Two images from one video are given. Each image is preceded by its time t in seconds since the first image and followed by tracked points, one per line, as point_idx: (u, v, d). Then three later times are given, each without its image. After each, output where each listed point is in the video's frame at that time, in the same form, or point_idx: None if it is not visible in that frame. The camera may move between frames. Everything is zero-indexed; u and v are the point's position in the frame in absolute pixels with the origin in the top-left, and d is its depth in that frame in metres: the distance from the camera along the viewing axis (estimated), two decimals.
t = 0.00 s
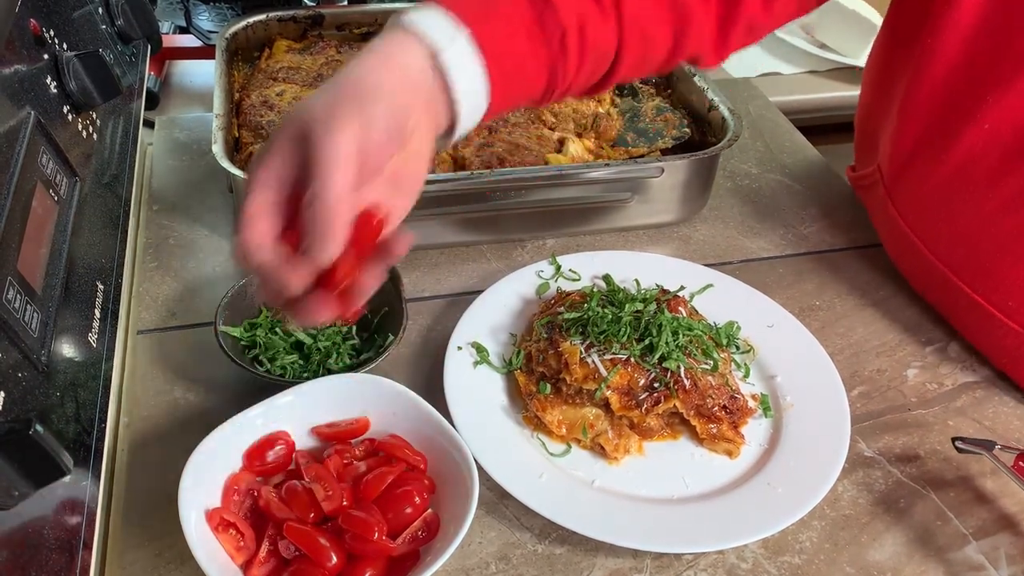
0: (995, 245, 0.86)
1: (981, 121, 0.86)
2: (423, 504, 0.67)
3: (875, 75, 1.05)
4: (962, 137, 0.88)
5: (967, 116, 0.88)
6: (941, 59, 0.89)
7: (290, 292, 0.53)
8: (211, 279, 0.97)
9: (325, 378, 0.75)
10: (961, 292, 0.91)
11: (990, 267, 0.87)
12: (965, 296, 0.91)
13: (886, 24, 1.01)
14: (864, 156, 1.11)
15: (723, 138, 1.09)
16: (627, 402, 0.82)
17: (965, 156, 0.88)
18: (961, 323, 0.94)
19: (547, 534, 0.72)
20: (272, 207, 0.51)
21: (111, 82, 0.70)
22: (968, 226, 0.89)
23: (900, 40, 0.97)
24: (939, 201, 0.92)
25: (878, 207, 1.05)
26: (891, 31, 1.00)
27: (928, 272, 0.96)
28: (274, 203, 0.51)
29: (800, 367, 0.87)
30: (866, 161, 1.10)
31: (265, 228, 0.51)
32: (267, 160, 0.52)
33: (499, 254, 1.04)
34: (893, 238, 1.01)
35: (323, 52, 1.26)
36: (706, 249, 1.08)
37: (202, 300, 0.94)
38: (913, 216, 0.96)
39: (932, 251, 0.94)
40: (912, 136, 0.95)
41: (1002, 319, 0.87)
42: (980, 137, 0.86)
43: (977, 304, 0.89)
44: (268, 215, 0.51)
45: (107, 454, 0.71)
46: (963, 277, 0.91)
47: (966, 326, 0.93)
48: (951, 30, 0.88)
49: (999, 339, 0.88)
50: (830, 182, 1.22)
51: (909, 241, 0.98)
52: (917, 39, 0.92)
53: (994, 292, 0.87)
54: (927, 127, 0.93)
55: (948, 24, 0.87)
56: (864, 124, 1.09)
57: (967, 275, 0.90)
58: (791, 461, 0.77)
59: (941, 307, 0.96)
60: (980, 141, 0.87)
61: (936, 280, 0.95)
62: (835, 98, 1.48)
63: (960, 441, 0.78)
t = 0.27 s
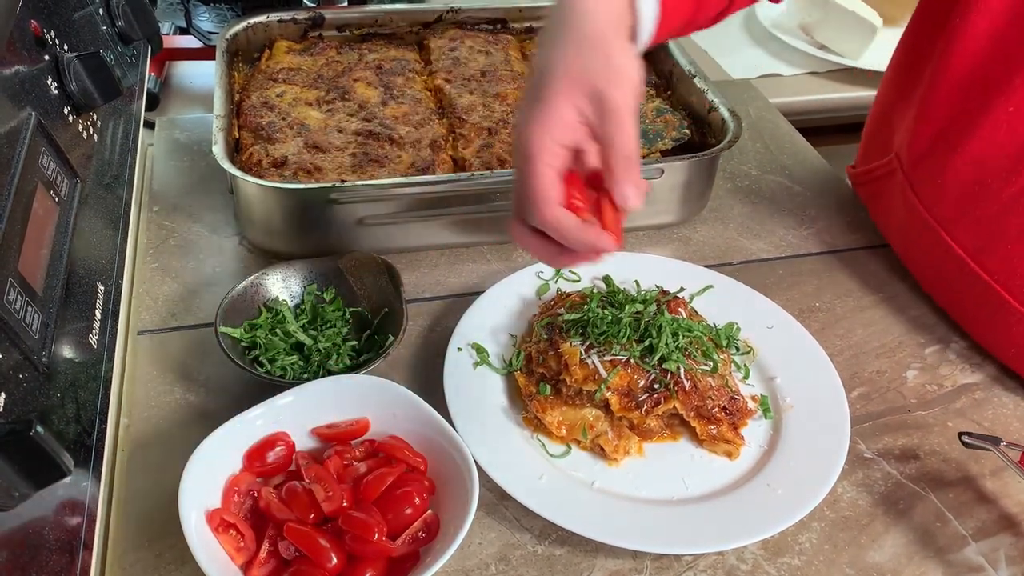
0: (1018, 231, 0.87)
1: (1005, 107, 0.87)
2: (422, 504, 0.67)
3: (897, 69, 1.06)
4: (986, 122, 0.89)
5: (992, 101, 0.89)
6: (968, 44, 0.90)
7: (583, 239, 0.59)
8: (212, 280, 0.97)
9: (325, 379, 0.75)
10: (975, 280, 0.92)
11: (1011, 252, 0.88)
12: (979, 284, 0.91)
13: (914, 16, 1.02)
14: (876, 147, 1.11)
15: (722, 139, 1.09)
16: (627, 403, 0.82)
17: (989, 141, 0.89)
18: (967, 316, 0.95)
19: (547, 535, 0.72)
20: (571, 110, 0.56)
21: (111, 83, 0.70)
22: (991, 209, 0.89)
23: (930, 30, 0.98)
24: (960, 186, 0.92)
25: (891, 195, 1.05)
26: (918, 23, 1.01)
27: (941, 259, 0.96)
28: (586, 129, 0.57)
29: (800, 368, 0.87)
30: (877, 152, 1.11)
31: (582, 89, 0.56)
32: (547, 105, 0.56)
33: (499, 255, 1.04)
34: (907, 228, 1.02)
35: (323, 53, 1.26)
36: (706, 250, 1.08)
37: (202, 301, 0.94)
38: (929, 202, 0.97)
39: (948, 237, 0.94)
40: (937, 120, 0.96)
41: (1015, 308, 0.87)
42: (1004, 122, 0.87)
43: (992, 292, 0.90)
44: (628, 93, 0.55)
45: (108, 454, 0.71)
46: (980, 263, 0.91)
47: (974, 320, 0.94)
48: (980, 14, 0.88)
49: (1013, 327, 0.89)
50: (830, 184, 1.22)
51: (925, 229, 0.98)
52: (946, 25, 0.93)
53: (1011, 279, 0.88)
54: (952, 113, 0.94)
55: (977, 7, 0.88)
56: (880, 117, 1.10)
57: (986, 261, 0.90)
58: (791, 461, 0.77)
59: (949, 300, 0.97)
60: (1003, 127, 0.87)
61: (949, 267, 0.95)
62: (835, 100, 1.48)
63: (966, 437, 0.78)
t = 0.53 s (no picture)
0: None
1: None
2: (422, 505, 0.67)
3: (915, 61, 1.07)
4: (1007, 110, 0.90)
5: (1016, 88, 0.89)
6: (994, 31, 0.91)
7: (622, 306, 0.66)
8: (211, 280, 0.97)
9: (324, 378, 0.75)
10: (984, 267, 0.93)
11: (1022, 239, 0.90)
12: (987, 272, 0.93)
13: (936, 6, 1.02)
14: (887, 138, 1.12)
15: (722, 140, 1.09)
16: (627, 403, 0.82)
17: (1010, 129, 0.89)
18: (971, 309, 0.96)
19: (547, 535, 0.72)
20: (671, 190, 0.60)
21: (111, 83, 0.70)
22: (1006, 197, 0.90)
23: (953, 19, 0.99)
24: (975, 174, 0.93)
25: (902, 183, 1.06)
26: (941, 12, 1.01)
27: (950, 247, 0.97)
28: (669, 212, 0.64)
29: (800, 368, 0.87)
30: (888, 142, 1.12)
31: (682, 179, 0.61)
32: (657, 180, 0.59)
33: (499, 256, 1.04)
34: (917, 217, 1.03)
35: (323, 53, 1.26)
36: (706, 251, 1.08)
37: (202, 301, 0.94)
38: (942, 190, 0.98)
39: (959, 224, 0.95)
40: (955, 108, 0.96)
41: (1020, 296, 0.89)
42: None
43: (999, 279, 0.91)
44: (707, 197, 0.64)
45: (107, 454, 0.71)
46: (991, 250, 0.93)
47: (977, 313, 0.95)
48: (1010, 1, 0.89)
49: (1014, 316, 0.90)
50: (829, 184, 1.22)
51: (936, 216, 0.99)
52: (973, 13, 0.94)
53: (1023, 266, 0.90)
54: (972, 100, 0.94)
55: None
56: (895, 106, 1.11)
57: (996, 247, 0.92)
58: (791, 461, 0.77)
59: (955, 291, 0.98)
60: None
61: (957, 255, 0.97)
62: (835, 100, 1.48)
63: (973, 432, 0.78)
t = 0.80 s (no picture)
0: None
1: None
2: (422, 503, 0.67)
3: (915, 57, 1.07)
4: (1009, 107, 0.90)
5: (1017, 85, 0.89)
6: (997, 28, 0.90)
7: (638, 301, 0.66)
8: (211, 279, 0.97)
9: (324, 377, 0.75)
10: (985, 265, 0.93)
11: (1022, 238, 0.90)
12: (987, 270, 0.93)
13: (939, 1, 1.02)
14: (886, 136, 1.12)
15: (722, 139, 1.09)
16: (626, 402, 0.82)
17: (1009, 127, 0.90)
18: (972, 306, 0.96)
19: (547, 534, 0.72)
20: (693, 187, 0.60)
21: (111, 82, 0.70)
22: (1006, 195, 0.90)
23: (954, 15, 0.99)
24: (975, 171, 0.93)
25: (903, 181, 1.06)
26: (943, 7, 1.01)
27: (951, 245, 0.97)
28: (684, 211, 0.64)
29: (799, 366, 0.87)
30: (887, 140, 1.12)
31: (703, 177, 0.61)
32: (683, 179, 0.59)
33: (499, 254, 1.04)
34: (917, 215, 1.03)
35: (323, 52, 1.26)
36: (706, 250, 1.08)
37: (202, 299, 0.94)
38: (943, 188, 0.98)
39: (960, 222, 0.96)
40: (956, 105, 0.96)
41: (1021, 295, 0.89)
42: None
43: (1000, 277, 0.91)
44: (720, 193, 0.65)
45: (107, 452, 0.71)
46: (992, 248, 0.93)
47: (979, 312, 0.95)
48: None
49: (1014, 314, 0.90)
50: (829, 183, 1.22)
51: (937, 214, 0.99)
52: (975, 10, 0.93)
53: None
54: (974, 98, 0.94)
55: None
56: (895, 101, 1.11)
57: (996, 245, 0.92)
58: (791, 460, 0.77)
59: (956, 290, 0.98)
60: None
61: (957, 253, 0.97)
62: (834, 99, 1.48)
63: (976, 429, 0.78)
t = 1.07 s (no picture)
0: None
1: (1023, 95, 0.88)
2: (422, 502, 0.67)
3: (910, 57, 1.07)
4: (1001, 110, 0.89)
5: (1009, 88, 0.89)
6: (991, 28, 0.90)
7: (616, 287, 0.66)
8: (211, 277, 0.97)
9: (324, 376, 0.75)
10: (980, 267, 0.93)
11: (1014, 244, 0.90)
12: (982, 272, 0.93)
13: None
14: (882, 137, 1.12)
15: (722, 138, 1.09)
16: (627, 401, 0.82)
17: (1000, 132, 0.89)
18: (968, 307, 0.96)
19: (547, 533, 0.72)
20: (676, 176, 0.61)
21: (111, 80, 0.70)
22: (998, 199, 0.90)
23: (948, 15, 0.98)
24: (968, 174, 0.93)
25: (899, 182, 1.06)
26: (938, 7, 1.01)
27: (946, 247, 0.97)
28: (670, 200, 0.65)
29: (799, 366, 0.87)
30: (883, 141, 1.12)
31: (687, 166, 0.61)
32: (669, 166, 0.60)
33: (499, 253, 1.04)
34: (914, 216, 1.03)
35: (323, 50, 1.26)
36: (706, 249, 1.08)
37: (202, 298, 0.94)
38: (937, 191, 0.98)
39: (954, 225, 0.96)
40: (951, 107, 0.96)
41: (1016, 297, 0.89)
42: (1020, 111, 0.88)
43: (993, 280, 0.91)
44: (705, 184, 0.64)
45: (107, 451, 0.71)
46: (985, 251, 0.93)
47: (976, 314, 0.95)
48: None
49: (1009, 318, 0.90)
50: (829, 182, 1.22)
51: (932, 216, 0.99)
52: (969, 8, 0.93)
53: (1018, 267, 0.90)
54: (967, 100, 0.94)
55: None
56: (890, 102, 1.11)
57: (989, 248, 0.92)
58: (790, 460, 0.77)
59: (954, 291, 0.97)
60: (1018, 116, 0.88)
61: (952, 254, 0.97)
62: (835, 99, 1.48)
63: (977, 428, 0.78)
